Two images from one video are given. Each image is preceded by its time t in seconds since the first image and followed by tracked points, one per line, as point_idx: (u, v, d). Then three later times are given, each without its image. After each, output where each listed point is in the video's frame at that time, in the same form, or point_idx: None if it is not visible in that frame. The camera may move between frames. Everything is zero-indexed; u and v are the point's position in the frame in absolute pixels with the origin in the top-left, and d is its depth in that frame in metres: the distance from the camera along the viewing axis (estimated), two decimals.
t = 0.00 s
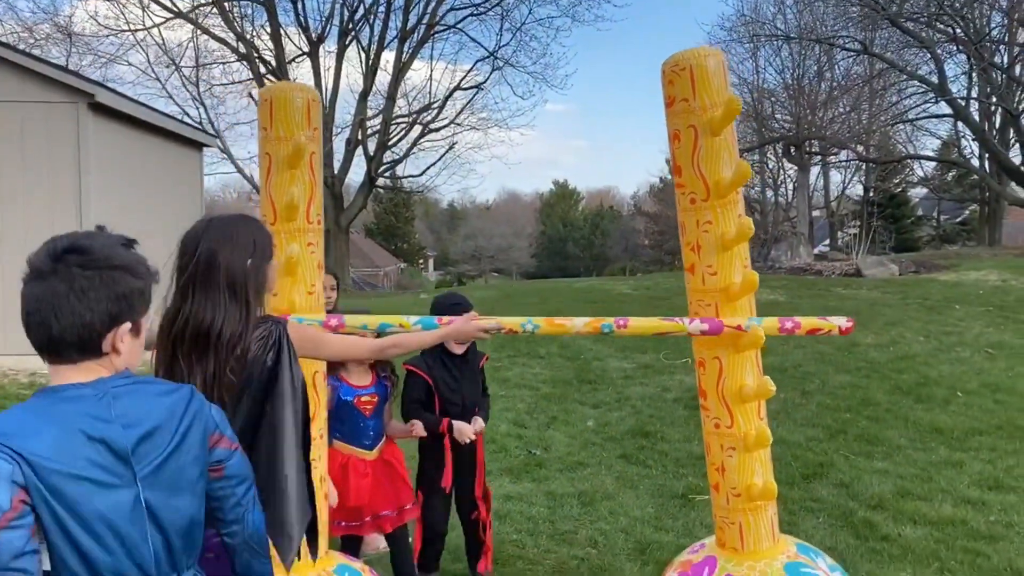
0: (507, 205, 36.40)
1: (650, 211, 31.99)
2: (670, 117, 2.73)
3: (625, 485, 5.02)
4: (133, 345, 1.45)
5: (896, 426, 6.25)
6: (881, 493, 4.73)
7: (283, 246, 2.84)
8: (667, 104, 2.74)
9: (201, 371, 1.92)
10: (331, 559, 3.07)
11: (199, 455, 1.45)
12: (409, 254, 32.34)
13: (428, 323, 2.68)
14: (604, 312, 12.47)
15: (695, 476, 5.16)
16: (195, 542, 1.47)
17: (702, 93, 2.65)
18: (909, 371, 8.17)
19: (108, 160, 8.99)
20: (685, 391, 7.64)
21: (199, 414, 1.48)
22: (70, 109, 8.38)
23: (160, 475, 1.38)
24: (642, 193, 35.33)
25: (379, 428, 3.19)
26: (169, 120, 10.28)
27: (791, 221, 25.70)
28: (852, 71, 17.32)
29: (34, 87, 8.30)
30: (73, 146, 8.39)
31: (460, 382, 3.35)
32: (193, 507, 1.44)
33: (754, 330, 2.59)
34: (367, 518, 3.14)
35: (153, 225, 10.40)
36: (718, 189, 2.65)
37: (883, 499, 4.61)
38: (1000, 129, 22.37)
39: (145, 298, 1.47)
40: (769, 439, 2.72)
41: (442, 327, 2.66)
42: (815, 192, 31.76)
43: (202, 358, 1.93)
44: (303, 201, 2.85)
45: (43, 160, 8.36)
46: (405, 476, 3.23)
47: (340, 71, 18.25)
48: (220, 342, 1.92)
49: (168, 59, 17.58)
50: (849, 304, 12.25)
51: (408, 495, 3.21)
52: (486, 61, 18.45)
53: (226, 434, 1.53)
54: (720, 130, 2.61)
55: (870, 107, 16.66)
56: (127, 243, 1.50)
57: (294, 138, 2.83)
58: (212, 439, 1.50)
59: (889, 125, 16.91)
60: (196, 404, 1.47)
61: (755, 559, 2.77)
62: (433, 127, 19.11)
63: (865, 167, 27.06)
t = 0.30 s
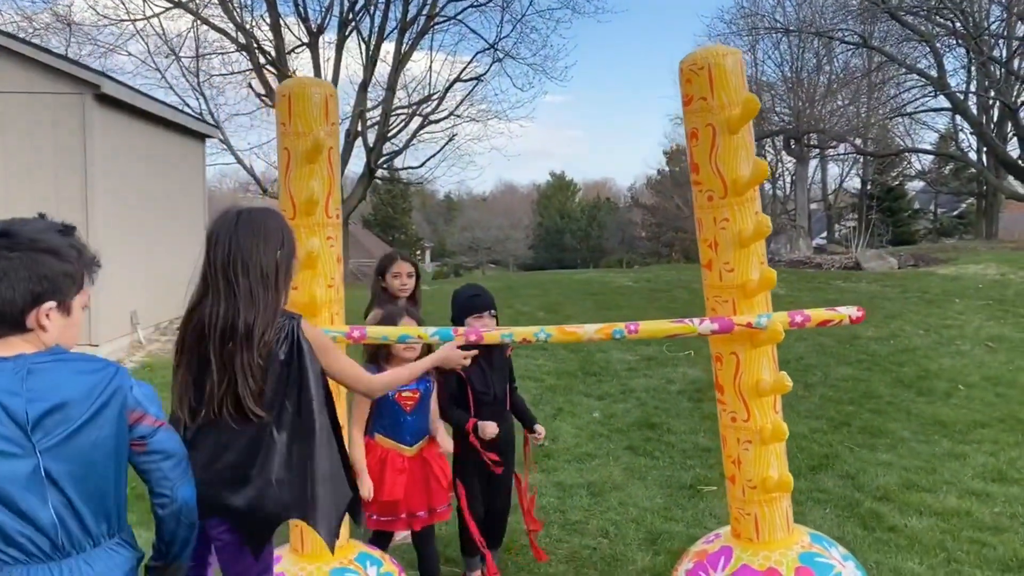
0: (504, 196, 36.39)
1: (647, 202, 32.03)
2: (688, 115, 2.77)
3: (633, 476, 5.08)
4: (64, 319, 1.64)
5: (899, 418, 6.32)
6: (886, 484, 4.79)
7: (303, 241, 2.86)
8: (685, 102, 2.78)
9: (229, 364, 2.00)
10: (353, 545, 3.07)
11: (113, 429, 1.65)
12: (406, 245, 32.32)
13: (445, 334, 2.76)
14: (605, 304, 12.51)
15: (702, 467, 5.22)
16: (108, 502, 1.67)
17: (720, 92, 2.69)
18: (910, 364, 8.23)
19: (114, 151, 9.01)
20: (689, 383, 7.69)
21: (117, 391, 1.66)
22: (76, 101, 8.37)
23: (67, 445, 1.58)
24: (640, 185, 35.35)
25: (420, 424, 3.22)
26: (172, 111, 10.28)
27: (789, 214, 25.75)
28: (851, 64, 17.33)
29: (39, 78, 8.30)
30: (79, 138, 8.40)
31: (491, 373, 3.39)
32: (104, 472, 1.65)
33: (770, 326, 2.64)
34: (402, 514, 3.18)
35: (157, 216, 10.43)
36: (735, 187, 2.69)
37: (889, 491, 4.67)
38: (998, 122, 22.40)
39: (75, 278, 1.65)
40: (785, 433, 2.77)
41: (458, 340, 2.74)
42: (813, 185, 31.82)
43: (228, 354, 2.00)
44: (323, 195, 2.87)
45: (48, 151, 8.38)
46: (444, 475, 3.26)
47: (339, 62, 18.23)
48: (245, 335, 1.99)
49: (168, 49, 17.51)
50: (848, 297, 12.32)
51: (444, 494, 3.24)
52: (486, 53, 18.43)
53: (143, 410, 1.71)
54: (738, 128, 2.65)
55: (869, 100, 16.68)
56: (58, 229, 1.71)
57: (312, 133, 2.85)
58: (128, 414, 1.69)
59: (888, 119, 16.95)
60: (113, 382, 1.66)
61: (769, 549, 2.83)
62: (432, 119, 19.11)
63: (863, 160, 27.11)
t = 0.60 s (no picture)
0: (503, 186, 36.35)
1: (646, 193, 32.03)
2: (717, 109, 2.79)
3: (643, 467, 5.10)
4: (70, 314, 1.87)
5: (905, 411, 6.35)
6: (895, 477, 4.82)
7: (331, 232, 2.88)
8: (714, 96, 2.79)
9: (207, 360, 2.10)
10: (372, 536, 3.07)
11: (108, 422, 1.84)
12: (405, 234, 32.30)
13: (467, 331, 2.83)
14: (607, 295, 12.53)
15: (711, 459, 5.25)
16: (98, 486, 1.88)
17: (751, 86, 2.71)
18: (914, 358, 8.27)
19: (119, 139, 9.00)
20: (694, 374, 7.72)
21: (114, 389, 1.84)
22: (82, 88, 8.35)
23: (66, 433, 1.80)
24: (639, 175, 35.32)
25: (457, 414, 3.22)
26: (177, 99, 10.27)
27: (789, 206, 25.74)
28: (852, 56, 17.32)
29: (45, 66, 8.29)
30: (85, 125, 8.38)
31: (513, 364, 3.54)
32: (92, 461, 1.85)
33: (796, 320, 2.66)
34: (431, 503, 3.15)
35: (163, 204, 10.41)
36: (764, 181, 2.71)
37: (898, 484, 4.70)
38: (999, 116, 22.40)
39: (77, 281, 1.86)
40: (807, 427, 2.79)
41: (482, 337, 2.81)
42: (812, 177, 31.82)
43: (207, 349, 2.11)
44: (352, 187, 2.88)
45: (54, 138, 8.36)
46: (482, 467, 3.19)
47: (341, 51, 18.19)
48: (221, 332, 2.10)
49: (169, 36, 17.43)
50: (850, 290, 12.35)
51: (480, 486, 3.17)
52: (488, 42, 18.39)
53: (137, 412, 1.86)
54: (769, 123, 2.67)
55: (870, 93, 16.66)
56: (65, 232, 1.94)
57: (342, 125, 2.86)
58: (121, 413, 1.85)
59: (890, 112, 16.95)
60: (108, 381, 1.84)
61: (789, 542, 2.85)
62: (434, 108, 19.08)
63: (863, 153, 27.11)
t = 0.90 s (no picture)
0: (505, 173, 36.23)
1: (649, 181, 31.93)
2: (738, 96, 2.78)
3: (654, 455, 5.11)
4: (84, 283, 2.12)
5: (914, 400, 6.35)
6: (906, 466, 4.82)
7: (344, 219, 2.86)
8: (735, 83, 2.79)
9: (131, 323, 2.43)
10: (388, 522, 3.07)
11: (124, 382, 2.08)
12: (407, 220, 32.22)
13: (480, 320, 2.82)
14: (613, 283, 12.51)
15: (721, 447, 5.25)
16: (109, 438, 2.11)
17: (772, 73, 2.70)
18: (922, 347, 8.25)
19: (124, 124, 8.98)
20: (701, 363, 7.72)
21: (132, 354, 2.09)
22: (87, 72, 8.46)
23: (80, 387, 2.00)
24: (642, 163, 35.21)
25: (476, 400, 3.21)
26: (182, 84, 10.23)
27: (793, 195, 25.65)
28: (858, 44, 17.22)
29: (51, 48, 8.31)
30: (91, 107, 8.46)
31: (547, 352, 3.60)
32: (106, 418, 2.07)
33: (816, 309, 2.64)
34: (444, 488, 3.16)
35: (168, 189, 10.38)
36: (784, 168, 2.69)
37: (909, 473, 4.70)
38: (1005, 105, 22.28)
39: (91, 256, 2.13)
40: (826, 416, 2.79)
41: (496, 326, 2.80)
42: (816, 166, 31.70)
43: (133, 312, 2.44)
44: (363, 174, 2.86)
45: (61, 120, 8.33)
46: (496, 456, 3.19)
47: (344, 36, 18.10)
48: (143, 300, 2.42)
49: (172, 20, 17.35)
50: (857, 279, 12.32)
51: (493, 474, 3.17)
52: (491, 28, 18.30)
53: (148, 374, 2.15)
54: (790, 110, 2.66)
55: (875, 81, 16.57)
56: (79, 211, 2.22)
57: (353, 110, 2.84)
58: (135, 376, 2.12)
59: (896, 100, 16.86)
60: (126, 348, 2.08)
61: (806, 530, 2.85)
62: (437, 94, 19.01)
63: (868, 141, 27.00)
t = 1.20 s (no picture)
0: (509, 159, 36.10)
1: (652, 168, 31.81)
2: (755, 82, 2.75)
3: (659, 444, 5.10)
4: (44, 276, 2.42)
5: (920, 390, 6.33)
6: (912, 456, 4.80)
7: (359, 205, 2.83)
8: (752, 69, 2.76)
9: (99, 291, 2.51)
10: (394, 510, 3.05)
11: (56, 364, 2.33)
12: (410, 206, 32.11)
13: (490, 309, 2.80)
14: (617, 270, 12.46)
15: (726, 436, 5.23)
16: (58, 415, 2.38)
17: (790, 59, 2.67)
18: (927, 337, 8.22)
19: (127, 107, 8.95)
20: (706, 351, 7.70)
21: (63, 337, 2.33)
22: (92, 56, 8.36)
23: (21, 363, 2.28)
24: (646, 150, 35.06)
25: (484, 388, 3.21)
26: (187, 68, 10.19)
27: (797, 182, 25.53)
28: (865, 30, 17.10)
29: (55, 32, 8.24)
30: (96, 92, 8.38)
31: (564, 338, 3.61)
32: (47, 397, 2.34)
33: (829, 299, 2.62)
34: (452, 473, 3.14)
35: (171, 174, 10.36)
36: (801, 157, 2.67)
37: (915, 464, 4.68)
38: (1013, 93, 22.12)
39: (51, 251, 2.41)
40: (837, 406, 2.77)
41: (504, 315, 2.79)
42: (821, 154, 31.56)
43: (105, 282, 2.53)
44: (380, 160, 2.83)
45: (64, 105, 8.33)
46: (504, 445, 3.18)
47: (348, 21, 18.00)
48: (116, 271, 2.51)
49: (175, 3, 17.25)
50: (862, 268, 12.26)
51: (502, 463, 3.16)
52: (496, 13, 18.18)
53: (80, 357, 2.35)
54: (808, 96, 2.63)
55: (882, 69, 16.44)
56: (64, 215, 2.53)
57: (373, 96, 2.79)
58: (68, 359, 2.34)
59: (903, 88, 16.75)
60: (58, 332, 2.32)
61: (816, 521, 2.83)
62: (441, 79, 18.92)
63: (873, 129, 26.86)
